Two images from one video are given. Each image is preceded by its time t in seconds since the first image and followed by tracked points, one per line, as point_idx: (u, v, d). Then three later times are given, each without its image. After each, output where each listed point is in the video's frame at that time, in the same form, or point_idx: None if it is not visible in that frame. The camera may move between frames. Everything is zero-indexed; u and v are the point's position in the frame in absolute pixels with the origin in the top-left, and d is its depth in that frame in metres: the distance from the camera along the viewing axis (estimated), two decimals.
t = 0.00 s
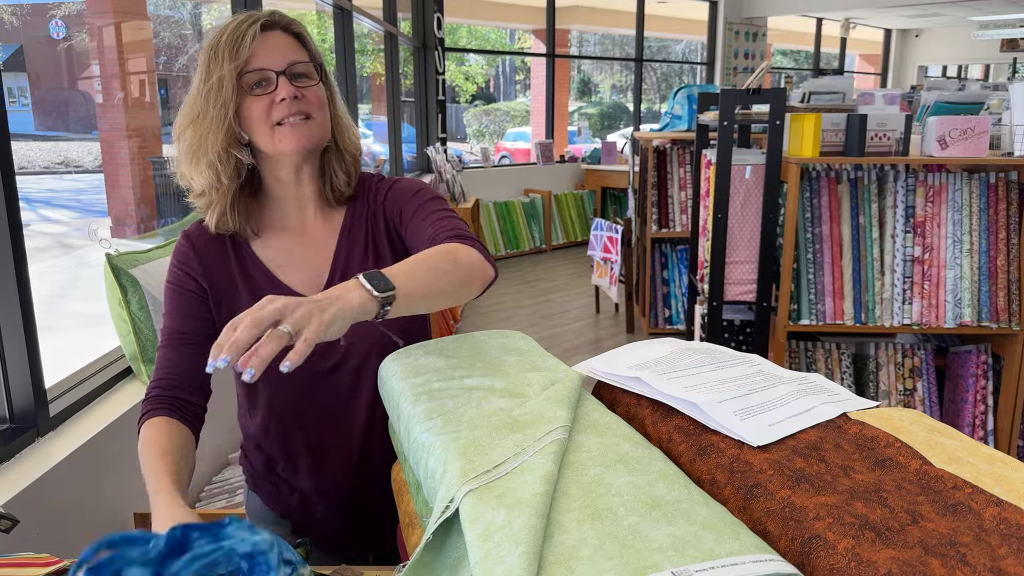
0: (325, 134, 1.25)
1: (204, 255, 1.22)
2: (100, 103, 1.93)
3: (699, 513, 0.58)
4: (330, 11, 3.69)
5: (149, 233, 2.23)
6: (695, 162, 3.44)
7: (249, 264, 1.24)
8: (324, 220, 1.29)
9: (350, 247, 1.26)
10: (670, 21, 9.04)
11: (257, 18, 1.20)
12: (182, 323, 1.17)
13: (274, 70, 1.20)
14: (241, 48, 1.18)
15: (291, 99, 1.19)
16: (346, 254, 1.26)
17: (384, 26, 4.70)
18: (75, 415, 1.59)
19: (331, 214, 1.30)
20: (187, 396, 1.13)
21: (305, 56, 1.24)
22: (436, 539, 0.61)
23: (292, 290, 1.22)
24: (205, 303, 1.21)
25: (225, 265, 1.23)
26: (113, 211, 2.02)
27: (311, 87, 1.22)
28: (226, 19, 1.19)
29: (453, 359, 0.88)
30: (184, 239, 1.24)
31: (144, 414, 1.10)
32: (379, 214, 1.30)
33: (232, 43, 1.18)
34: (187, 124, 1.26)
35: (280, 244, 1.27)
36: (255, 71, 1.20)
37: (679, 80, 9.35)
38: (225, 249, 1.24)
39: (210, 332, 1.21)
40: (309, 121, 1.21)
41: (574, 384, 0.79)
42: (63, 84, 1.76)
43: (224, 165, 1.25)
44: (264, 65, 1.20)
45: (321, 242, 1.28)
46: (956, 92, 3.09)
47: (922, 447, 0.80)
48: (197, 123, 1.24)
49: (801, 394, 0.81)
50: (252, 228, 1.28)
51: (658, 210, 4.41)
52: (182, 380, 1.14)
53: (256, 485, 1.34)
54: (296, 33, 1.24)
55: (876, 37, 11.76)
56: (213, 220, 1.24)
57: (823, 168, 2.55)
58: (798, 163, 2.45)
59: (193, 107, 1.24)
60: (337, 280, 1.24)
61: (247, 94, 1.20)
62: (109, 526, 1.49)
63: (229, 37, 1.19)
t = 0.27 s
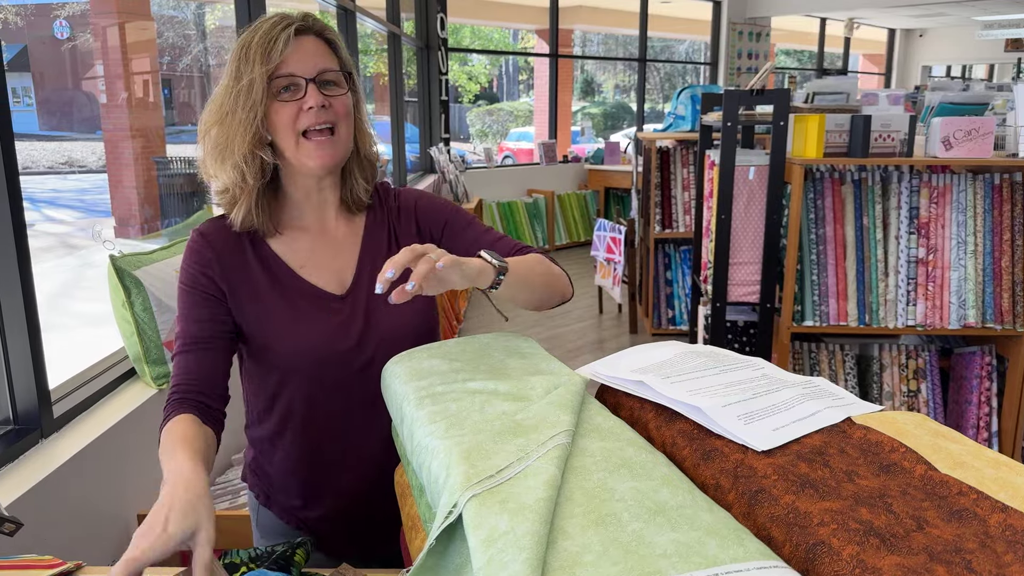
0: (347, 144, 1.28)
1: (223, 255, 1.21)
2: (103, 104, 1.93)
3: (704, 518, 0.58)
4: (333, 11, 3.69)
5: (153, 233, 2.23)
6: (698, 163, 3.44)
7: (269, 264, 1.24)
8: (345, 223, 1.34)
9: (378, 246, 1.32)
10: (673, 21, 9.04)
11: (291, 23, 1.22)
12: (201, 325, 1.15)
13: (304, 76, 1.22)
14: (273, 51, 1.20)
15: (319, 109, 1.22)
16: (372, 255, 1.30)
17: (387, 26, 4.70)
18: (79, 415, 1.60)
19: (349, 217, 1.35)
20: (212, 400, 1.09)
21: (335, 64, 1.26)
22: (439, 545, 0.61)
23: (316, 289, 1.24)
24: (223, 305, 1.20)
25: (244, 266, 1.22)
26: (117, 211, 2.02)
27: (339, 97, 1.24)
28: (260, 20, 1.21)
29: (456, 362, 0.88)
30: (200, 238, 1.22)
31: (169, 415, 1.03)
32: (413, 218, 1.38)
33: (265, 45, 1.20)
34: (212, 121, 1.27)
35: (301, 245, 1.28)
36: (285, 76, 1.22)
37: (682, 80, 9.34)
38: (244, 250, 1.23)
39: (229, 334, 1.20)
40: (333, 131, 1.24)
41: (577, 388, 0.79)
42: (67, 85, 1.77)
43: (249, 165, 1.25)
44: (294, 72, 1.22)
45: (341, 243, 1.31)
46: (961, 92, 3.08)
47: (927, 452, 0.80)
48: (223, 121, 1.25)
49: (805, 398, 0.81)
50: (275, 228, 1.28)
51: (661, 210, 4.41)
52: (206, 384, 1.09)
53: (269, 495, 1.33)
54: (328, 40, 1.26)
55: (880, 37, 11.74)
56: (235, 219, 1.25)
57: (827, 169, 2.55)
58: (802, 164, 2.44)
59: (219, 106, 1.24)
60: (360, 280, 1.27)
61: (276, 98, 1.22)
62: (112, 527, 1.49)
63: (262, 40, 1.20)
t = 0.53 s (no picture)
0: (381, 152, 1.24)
1: (261, 246, 1.15)
2: (107, 103, 1.94)
3: (710, 528, 0.58)
4: (336, 11, 3.69)
5: (156, 234, 2.23)
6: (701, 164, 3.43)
7: (307, 258, 1.20)
8: (374, 227, 1.31)
9: (409, 251, 1.31)
10: (676, 21, 9.03)
11: (339, 26, 1.19)
12: (237, 317, 1.07)
13: (345, 80, 1.19)
14: (318, 52, 1.17)
15: (356, 114, 1.18)
16: (404, 258, 1.29)
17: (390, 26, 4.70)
18: (82, 418, 1.60)
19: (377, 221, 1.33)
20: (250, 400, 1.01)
21: (378, 72, 1.23)
22: (444, 554, 0.61)
23: (354, 287, 1.21)
24: (262, 298, 1.13)
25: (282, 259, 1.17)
26: (120, 212, 2.02)
27: (378, 104, 1.21)
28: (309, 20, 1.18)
29: (460, 367, 0.87)
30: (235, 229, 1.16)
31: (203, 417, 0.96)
32: (440, 231, 1.39)
33: (310, 45, 1.17)
34: (255, 114, 1.24)
35: (335, 243, 1.24)
36: (327, 78, 1.19)
37: (685, 80, 9.32)
38: (281, 243, 1.19)
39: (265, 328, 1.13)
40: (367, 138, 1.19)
41: (582, 395, 0.79)
42: (71, 85, 1.77)
43: (287, 162, 1.22)
44: (336, 75, 1.18)
45: (373, 244, 1.28)
46: (965, 93, 3.06)
47: (933, 459, 0.79)
48: (266, 115, 1.22)
49: (810, 405, 0.80)
50: (309, 223, 1.25)
51: (665, 211, 4.41)
52: (243, 380, 1.01)
53: (289, 503, 1.27)
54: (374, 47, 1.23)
55: (883, 37, 11.71)
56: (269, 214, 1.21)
57: (831, 171, 2.54)
58: (806, 165, 2.44)
59: (263, 100, 1.21)
60: (394, 280, 1.25)
61: (315, 99, 1.19)
62: (115, 530, 1.49)
63: (308, 40, 1.17)
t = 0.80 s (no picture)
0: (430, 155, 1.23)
1: (312, 239, 1.14)
2: (109, 103, 1.93)
3: (718, 533, 0.57)
4: (338, 11, 3.69)
5: (158, 234, 2.22)
6: (704, 163, 3.42)
7: (357, 251, 1.19)
8: (421, 224, 1.31)
9: (456, 248, 1.30)
10: (678, 21, 9.02)
11: (395, 29, 1.19)
12: (287, 307, 1.06)
13: (398, 83, 1.18)
14: (375, 54, 1.17)
15: (406, 117, 1.18)
16: (450, 254, 1.29)
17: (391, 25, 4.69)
18: (84, 418, 1.59)
19: (423, 218, 1.33)
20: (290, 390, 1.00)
21: (432, 76, 1.22)
22: (449, 558, 0.60)
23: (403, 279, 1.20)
24: (312, 290, 1.12)
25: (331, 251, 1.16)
26: (122, 212, 2.01)
27: (429, 108, 1.20)
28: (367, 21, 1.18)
29: (464, 369, 0.86)
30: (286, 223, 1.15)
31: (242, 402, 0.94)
32: (484, 231, 1.39)
33: (368, 46, 1.17)
34: (311, 111, 1.24)
35: (383, 237, 1.24)
36: (381, 80, 1.18)
37: (686, 80, 9.31)
38: (331, 236, 1.18)
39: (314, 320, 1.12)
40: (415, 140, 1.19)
41: (588, 397, 0.78)
42: (73, 85, 1.76)
43: (340, 160, 1.22)
44: (390, 78, 1.18)
45: (420, 240, 1.28)
46: (969, 92, 3.05)
47: (943, 462, 0.78)
48: (323, 113, 1.22)
49: (819, 408, 0.79)
50: (360, 217, 1.25)
51: (667, 211, 4.40)
52: (286, 372, 0.99)
53: (334, 496, 1.25)
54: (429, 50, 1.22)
55: (885, 37, 11.69)
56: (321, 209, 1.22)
57: (834, 170, 2.54)
58: (809, 165, 2.43)
59: (320, 98, 1.22)
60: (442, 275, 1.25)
61: (369, 100, 1.18)
62: (117, 531, 1.49)
63: (364, 42, 1.17)
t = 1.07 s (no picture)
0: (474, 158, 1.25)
1: (352, 234, 1.19)
2: (108, 104, 1.92)
3: (722, 540, 0.56)
4: (338, 12, 3.68)
5: (157, 234, 2.21)
6: (704, 163, 3.41)
7: (395, 248, 1.22)
8: (463, 222, 1.32)
9: (497, 245, 1.31)
10: (677, 21, 9.02)
11: (443, 35, 1.20)
12: (326, 297, 1.11)
13: (444, 88, 1.20)
14: (422, 58, 1.19)
15: (450, 122, 1.20)
16: (489, 251, 1.30)
17: (391, 26, 4.68)
18: (81, 420, 1.58)
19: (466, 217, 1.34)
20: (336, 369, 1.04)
21: (478, 80, 1.23)
22: (448, 565, 0.59)
23: (438, 277, 1.22)
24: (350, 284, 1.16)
25: (370, 246, 1.20)
26: (121, 212, 2.00)
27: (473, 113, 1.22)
28: (416, 26, 1.20)
29: (464, 372, 0.86)
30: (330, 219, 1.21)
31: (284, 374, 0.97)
32: (535, 229, 1.38)
33: (416, 51, 1.19)
34: (363, 114, 1.28)
35: (422, 235, 1.27)
36: (428, 85, 1.20)
37: (686, 80, 9.30)
38: (370, 231, 1.22)
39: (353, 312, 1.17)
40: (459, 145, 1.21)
41: (589, 401, 0.77)
42: (72, 85, 1.75)
43: (387, 162, 1.25)
44: (436, 83, 1.20)
45: (459, 237, 1.29)
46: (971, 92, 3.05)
47: (947, 466, 0.77)
48: (373, 116, 1.26)
49: (822, 412, 0.79)
50: (405, 217, 1.28)
51: (667, 211, 4.40)
52: (327, 351, 1.03)
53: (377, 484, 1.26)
54: (476, 54, 1.23)
55: (886, 37, 11.70)
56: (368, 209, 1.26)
57: (835, 171, 2.53)
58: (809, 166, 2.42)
59: (372, 101, 1.25)
60: (478, 272, 1.26)
61: (416, 104, 1.21)
62: (115, 534, 1.48)
63: (412, 48, 1.19)
